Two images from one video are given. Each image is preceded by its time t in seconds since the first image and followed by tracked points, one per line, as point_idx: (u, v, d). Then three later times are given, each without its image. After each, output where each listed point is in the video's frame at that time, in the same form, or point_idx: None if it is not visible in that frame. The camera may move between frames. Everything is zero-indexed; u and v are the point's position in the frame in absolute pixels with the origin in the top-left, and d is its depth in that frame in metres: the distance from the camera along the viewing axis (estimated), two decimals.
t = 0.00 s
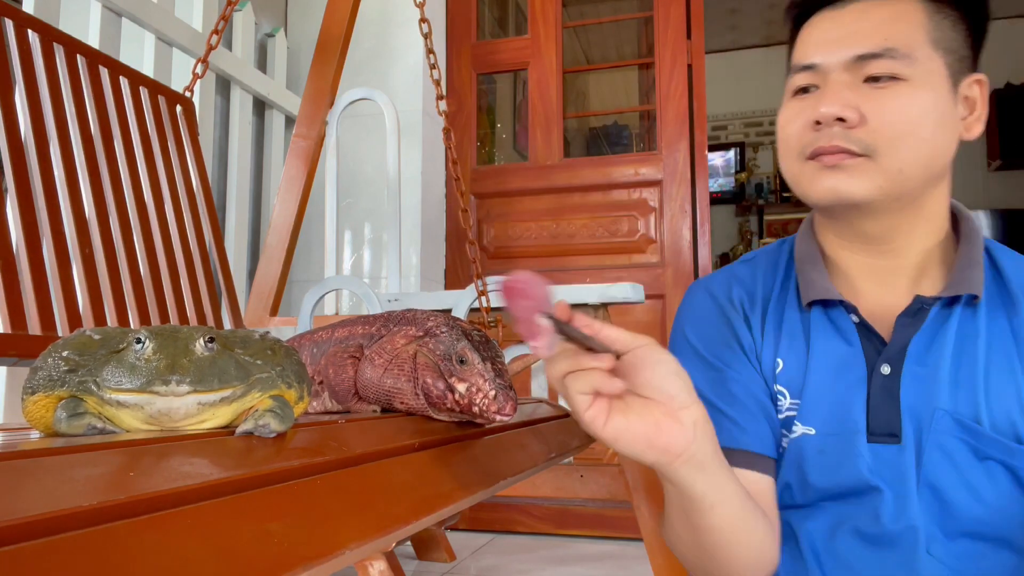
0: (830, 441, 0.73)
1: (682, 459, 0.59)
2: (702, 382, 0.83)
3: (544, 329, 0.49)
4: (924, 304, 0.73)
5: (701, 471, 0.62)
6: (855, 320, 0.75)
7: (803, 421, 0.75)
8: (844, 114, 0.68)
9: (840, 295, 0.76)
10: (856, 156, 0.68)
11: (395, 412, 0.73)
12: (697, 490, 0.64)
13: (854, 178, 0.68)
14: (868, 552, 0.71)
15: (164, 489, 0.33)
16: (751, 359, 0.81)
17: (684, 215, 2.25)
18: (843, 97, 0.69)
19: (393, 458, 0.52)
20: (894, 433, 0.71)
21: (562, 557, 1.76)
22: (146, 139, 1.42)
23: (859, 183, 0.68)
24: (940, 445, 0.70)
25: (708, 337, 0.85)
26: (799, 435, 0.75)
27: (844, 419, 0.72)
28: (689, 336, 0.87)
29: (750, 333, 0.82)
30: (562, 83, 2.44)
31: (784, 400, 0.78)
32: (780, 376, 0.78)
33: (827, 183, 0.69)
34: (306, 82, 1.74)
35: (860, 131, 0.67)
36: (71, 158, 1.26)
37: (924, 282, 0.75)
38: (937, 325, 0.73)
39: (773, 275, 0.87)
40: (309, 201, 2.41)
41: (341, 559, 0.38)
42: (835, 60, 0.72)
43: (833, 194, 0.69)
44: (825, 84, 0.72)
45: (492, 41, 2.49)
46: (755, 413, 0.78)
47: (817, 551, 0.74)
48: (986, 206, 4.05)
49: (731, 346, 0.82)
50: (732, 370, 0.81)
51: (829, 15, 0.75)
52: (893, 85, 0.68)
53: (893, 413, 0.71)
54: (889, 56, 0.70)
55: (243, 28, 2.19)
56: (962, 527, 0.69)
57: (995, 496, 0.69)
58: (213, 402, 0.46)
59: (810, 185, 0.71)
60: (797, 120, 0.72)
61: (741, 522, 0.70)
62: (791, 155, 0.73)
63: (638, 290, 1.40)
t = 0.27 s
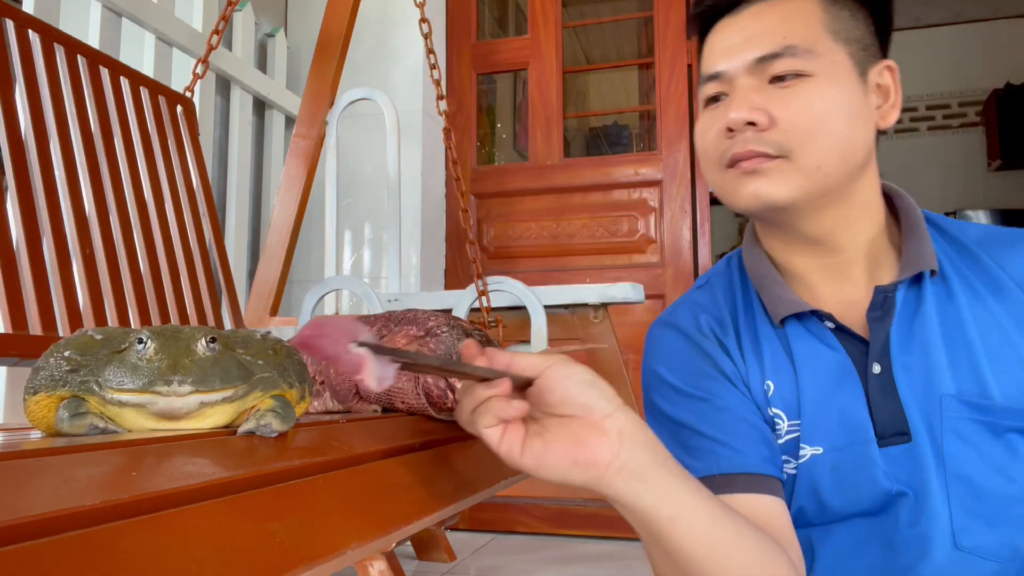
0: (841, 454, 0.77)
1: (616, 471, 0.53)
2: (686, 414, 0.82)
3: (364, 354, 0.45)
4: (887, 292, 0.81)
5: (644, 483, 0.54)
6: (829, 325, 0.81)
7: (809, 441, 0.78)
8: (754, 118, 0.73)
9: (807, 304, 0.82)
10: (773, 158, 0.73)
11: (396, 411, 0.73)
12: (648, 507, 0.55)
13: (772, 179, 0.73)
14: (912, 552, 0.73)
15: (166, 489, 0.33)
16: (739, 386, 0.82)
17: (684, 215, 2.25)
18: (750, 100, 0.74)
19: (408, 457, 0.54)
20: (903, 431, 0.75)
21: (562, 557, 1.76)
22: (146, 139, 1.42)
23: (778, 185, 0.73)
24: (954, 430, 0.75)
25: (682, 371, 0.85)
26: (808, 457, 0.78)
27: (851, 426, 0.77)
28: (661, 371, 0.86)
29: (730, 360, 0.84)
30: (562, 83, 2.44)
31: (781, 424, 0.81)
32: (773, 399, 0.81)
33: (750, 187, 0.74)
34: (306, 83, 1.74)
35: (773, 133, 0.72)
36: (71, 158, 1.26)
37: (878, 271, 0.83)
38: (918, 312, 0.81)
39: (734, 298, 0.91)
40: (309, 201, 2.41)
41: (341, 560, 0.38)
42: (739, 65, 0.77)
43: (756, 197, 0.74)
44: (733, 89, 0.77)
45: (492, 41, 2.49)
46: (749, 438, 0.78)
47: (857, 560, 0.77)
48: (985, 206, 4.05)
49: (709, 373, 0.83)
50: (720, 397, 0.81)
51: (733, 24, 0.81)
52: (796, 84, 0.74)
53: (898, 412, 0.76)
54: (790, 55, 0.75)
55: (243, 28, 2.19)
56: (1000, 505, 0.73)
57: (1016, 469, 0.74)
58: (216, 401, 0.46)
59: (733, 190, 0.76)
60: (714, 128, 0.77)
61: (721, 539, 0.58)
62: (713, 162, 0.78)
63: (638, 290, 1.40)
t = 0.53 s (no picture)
0: (829, 464, 0.77)
1: (569, 498, 0.56)
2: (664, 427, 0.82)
3: (285, 386, 0.43)
4: (868, 295, 0.82)
5: (600, 512, 0.56)
6: (812, 331, 0.82)
7: (796, 454, 0.79)
8: (716, 123, 0.75)
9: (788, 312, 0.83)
10: (738, 163, 0.75)
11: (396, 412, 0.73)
12: (607, 532, 0.57)
13: (737, 182, 0.75)
14: (906, 561, 0.74)
15: (167, 489, 0.33)
16: (720, 397, 0.83)
17: (684, 215, 2.25)
18: (712, 104, 0.77)
19: (404, 458, 0.54)
20: (894, 438, 0.76)
21: (561, 557, 1.76)
22: (146, 139, 1.42)
23: (743, 189, 0.75)
24: (949, 435, 0.75)
25: (662, 382, 0.85)
26: (795, 470, 0.79)
27: (839, 435, 0.77)
28: (641, 384, 0.87)
29: (710, 371, 0.84)
30: (562, 83, 2.44)
31: (765, 436, 0.81)
32: (756, 411, 0.81)
33: (717, 191, 0.76)
34: (306, 83, 1.74)
35: (735, 137, 0.74)
36: (71, 157, 1.26)
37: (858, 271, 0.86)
38: (902, 312, 0.81)
39: (711, 305, 0.93)
40: (309, 201, 2.41)
41: (343, 560, 0.38)
42: (697, 69, 0.79)
43: (724, 202, 0.76)
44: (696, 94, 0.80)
45: (493, 41, 2.49)
46: (729, 450, 0.77)
47: (851, 570, 0.78)
48: (986, 207, 4.05)
49: (690, 385, 0.83)
50: (700, 408, 0.81)
51: (691, 27, 0.83)
52: (755, 84, 0.76)
53: (883, 418, 0.77)
54: (748, 55, 0.77)
55: (243, 28, 2.19)
56: (993, 507, 0.73)
57: (1010, 470, 0.74)
58: (215, 402, 0.46)
59: (701, 195, 0.78)
60: (680, 135, 0.80)
61: (678, 556, 0.59)
62: (680, 167, 0.81)
63: (638, 290, 1.40)
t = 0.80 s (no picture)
0: (821, 469, 0.77)
1: (561, 497, 0.56)
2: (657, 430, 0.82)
3: (268, 392, 0.43)
4: (856, 300, 0.82)
5: (594, 510, 0.56)
6: (802, 336, 0.82)
7: (787, 459, 0.78)
8: (703, 129, 0.75)
9: (778, 317, 0.83)
10: (726, 169, 0.76)
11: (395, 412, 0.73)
12: (601, 532, 0.57)
13: (725, 189, 0.76)
14: (900, 563, 0.74)
15: (168, 489, 0.33)
16: (712, 399, 0.83)
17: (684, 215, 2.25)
18: (700, 110, 0.77)
19: (398, 458, 0.53)
20: (885, 442, 0.76)
21: (561, 556, 1.76)
22: (146, 139, 1.42)
23: (731, 196, 0.76)
24: (938, 438, 0.75)
25: (654, 385, 0.85)
26: (787, 475, 0.79)
27: (829, 440, 0.77)
28: (633, 387, 0.86)
29: (702, 375, 0.84)
30: (562, 83, 2.44)
31: (757, 440, 0.81)
32: (749, 413, 0.81)
33: (705, 198, 0.77)
34: (307, 83, 1.74)
35: (723, 144, 0.75)
36: (71, 158, 1.26)
37: (848, 275, 0.86)
38: (892, 316, 0.81)
39: (701, 307, 0.93)
40: (309, 201, 2.41)
41: (342, 559, 0.38)
42: (683, 74, 0.79)
43: (711, 208, 0.77)
44: (682, 99, 0.80)
45: (493, 41, 2.49)
46: (722, 453, 0.77)
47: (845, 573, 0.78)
48: (986, 207, 4.05)
49: (682, 389, 0.83)
50: (693, 411, 0.81)
51: (676, 30, 0.83)
52: (742, 90, 0.76)
53: (874, 423, 0.77)
54: (734, 60, 0.77)
55: (243, 28, 2.19)
56: (984, 510, 0.74)
57: (1000, 473, 0.75)
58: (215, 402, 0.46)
59: (689, 201, 0.79)
60: (667, 140, 0.80)
61: (671, 554, 0.59)
62: (669, 173, 0.81)
63: (638, 290, 1.40)
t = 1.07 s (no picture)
0: (823, 470, 0.77)
1: (557, 498, 0.56)
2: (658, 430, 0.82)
3: (256, 391, 0.43)
4: (859, 301, 0.82)
5: (590, 511, 0.56)
6: (804, 337, 0.82)
7: (790, 460, 0.78)
8: (704, 130, 0.75)
9: (779, 318, 0.83)
10: (728, 170, 0.76)
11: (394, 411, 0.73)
12: (599, 534, 0.57)
13: (727, 190, 0.76)
14: (903, 564, 0.74)
15: (167, 489, 0.33)
16: (713, 400, 0.82)
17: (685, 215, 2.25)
18: (701, 111, 0.77)
19: (398, 459, 0.53)
20: (886, 443, 0.76)
21: (561, 556, 1.76)
22: (146, 138, 1.42)
23: (733, 197, 0.76)
24: (939, 439, 0.76)
25: (654, 385, 0.85)
26: (789, 476, 0.78)
27: (831, 442, 0.77)
28: (634, 387, 0.86)
29: (703, 376, 0.84)
30: (562, 83, 2.44)
31: (759, 441, 0.81)
32: (750, 414, 0.81)
33: (706, 199, 0.77)
34: (307, 83, 1.74)
35: (725, 144, 0.75)
36: (71, 158, 1.26)
37: (851, 277, 0.86)
38: (895, 318, 0.81)
39: (702, 309, 0.93)
40: (309, 201, 2.41)
41: (342, 559, 0.38)
42: (684, 75, 0.79)
43: (713, 210, 0.77)
44: (683, 100, 0.80)
45: (493, 41, 2.49)
46: (724, 454, 0.77)
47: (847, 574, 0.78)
48: (986, 207, 4.05)
49: (683, 389, 0.83)
50: (694, 411, 0.81)
51: (677, 31, 0.83)
52: (744, 91, 0.76)
53: (877, 423, 0.77)
54: (735, 61, 0.77)
55: (243, 28, 2.19)
56: (986, 511, 0.74)
57: (1002, 473, 0.75)
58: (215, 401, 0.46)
59: (691, 202, 0.79)
60: (669, 142, 0.80)
61: (670, 554, 0.59)
62: (670, 174, 0.81)
63: (638, 290, 1.40)
